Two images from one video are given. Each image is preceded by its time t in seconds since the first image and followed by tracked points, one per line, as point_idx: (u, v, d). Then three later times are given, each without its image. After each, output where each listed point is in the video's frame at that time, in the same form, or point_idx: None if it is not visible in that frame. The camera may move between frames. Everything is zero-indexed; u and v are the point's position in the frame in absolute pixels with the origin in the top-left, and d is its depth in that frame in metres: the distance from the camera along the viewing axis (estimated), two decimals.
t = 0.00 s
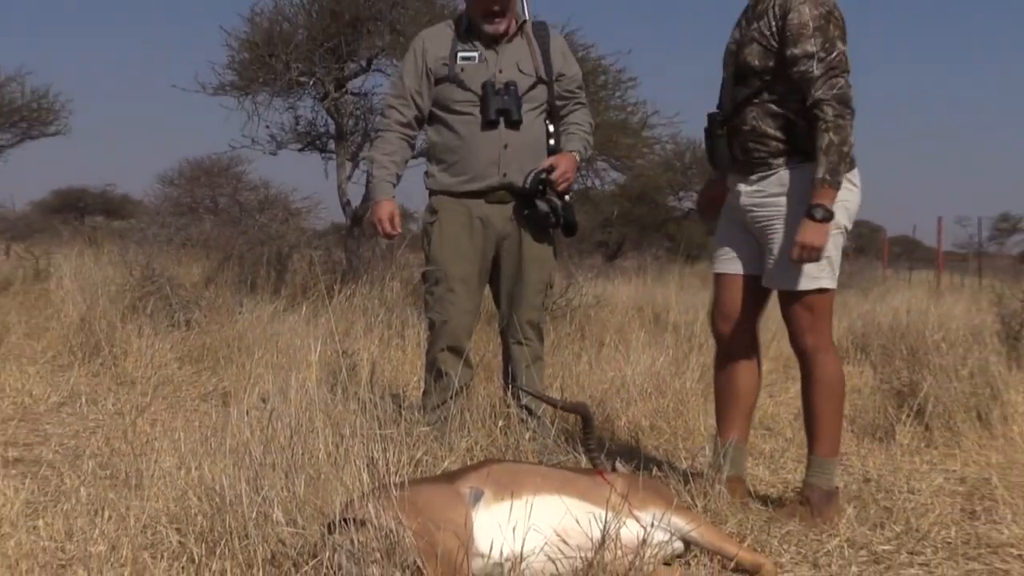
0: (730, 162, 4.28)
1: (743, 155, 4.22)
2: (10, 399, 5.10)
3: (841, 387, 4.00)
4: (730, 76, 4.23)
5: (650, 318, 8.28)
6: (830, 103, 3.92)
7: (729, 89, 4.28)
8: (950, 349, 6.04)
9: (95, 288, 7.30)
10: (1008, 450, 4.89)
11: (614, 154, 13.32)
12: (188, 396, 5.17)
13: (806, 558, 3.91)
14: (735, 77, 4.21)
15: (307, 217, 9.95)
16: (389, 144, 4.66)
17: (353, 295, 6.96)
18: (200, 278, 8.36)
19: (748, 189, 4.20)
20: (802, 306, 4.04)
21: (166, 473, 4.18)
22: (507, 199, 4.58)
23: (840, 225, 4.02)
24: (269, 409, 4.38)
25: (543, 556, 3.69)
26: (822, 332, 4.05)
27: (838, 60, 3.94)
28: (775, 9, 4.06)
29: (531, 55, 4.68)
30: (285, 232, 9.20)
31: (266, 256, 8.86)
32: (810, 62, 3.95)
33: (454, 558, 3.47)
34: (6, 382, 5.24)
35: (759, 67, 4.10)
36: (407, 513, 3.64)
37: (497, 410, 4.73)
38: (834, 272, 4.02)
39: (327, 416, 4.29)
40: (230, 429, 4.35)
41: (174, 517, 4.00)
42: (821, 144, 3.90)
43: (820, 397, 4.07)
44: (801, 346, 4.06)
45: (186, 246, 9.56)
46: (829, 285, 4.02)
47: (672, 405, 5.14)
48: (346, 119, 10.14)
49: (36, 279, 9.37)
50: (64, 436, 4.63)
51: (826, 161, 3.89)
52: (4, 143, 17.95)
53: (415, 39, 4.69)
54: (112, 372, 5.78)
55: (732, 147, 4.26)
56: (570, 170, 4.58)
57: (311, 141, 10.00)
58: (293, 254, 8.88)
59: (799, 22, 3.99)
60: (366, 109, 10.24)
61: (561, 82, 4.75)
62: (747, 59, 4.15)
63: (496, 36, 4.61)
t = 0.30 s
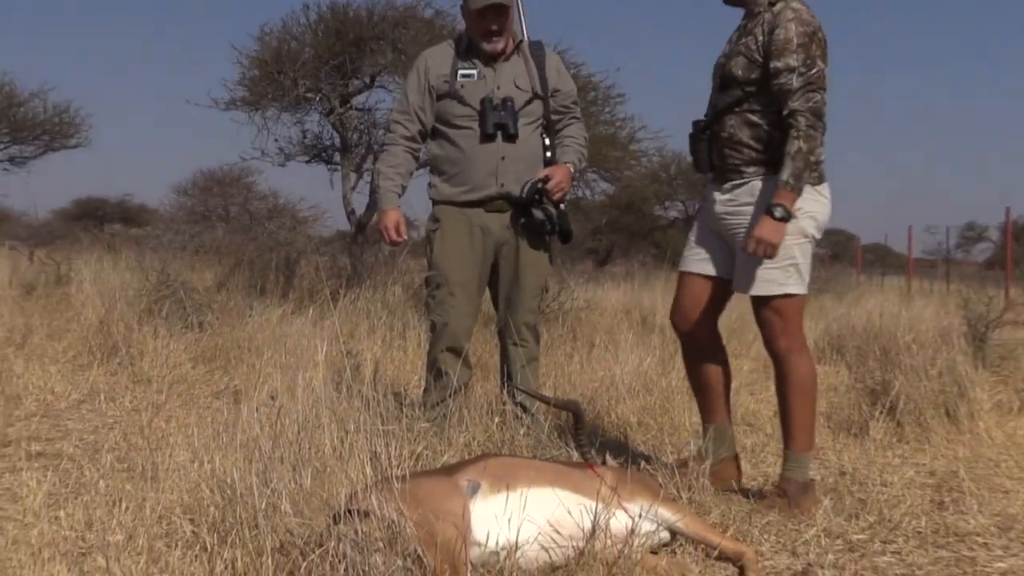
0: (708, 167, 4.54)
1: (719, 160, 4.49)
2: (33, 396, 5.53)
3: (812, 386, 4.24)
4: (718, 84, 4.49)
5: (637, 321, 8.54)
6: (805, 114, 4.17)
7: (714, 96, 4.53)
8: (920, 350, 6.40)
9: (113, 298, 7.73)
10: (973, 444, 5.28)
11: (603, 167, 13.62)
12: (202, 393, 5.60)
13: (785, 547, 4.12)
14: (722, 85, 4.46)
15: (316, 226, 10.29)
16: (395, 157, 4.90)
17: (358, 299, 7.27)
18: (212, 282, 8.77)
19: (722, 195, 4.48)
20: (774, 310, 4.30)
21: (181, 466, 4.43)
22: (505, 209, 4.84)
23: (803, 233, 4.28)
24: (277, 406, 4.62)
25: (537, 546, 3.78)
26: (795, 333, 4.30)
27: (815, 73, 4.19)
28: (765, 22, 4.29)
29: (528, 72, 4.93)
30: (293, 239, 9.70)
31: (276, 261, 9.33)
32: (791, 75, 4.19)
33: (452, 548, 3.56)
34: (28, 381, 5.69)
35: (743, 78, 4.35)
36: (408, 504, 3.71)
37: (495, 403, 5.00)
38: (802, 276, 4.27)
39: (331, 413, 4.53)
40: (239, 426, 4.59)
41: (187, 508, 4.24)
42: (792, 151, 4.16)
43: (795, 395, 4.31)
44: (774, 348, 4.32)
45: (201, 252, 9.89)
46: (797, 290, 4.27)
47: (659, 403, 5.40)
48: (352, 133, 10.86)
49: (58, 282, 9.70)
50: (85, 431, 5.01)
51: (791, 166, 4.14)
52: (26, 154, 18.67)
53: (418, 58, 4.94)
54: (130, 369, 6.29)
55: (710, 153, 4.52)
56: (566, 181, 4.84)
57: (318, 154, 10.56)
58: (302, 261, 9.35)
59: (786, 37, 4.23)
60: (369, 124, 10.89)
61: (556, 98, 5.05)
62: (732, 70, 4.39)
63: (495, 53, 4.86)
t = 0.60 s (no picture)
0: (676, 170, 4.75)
1: (685, 161, 4.71)
2: (50, 393, 5.84)
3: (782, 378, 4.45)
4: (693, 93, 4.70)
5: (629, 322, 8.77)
6: (775, 120, 4.41)
7: (686, 102, 4.74)
8: (898, 348, 6.68)
9: (126, 300, 8.00)
10: (949, 439, 5.60)
11: (596, 175, 13.86)
12: (212, 390, 5.99)
13: (769, 538, 4.31)
14: (696, 92, 4.67)
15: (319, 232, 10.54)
16: (397, 165, 5.13)
17: (363, 300, 7.53)
18: (221, 284, 9.07)
19: (687, 195, 4.69)
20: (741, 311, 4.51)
21: (192, 461, 4.65)
22: (502, 215, 5.05)
23: (767, 238, 4.53)
24: (285, 403, 4.83)
25: (532, 536, 3.86)
26: (763, 330, 4.51)
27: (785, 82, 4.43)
28: (740, 34, 4.53)
29: (525, 84, 5.14)
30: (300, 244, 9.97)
31: (283, 264, 9.63)
32: (764, 83, 4.43)
33: (451, 538, 3.63)
34: (48, 380, 6.01)
35: (718, 85, 4.55)
36: (409, 496, 3.78)
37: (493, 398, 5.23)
38: (766, 279, 4.51)
39: (336, 409, 4.72)
40: (248, 423, 4.79)
41: (198, 500, 4.41)
42: (763, 154, 4.40)
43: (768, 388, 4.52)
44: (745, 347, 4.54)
45: (211, 255, 10.10)
46: (761, 291, 4.50)
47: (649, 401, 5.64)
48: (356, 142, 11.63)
49: (74, 284, 9.99)
50: (100, 427, 5.32)
51: (763, 168, 4.36)
52: (43, 162, 19.05)
53: (420, 71, 5.16)
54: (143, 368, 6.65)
55: (678, 156, 4.74)
56: (560, 189, 5.02)
57: (324, 162, 10.95)
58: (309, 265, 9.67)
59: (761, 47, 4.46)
60: (373, 133, 11.64)
61: (552, 108, 5.23)
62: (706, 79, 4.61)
63: (494, 66, 5.07)
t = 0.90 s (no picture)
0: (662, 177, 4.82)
1: (671, 166, 4.78)
2: (57, 393, 5.94)
3: (755, 373, 4.55)
4: (677, 100, 4.78)
5: (625, 322, 8.87)
6: (760, 123, 4.54)
7: (670, 109, 4.82)
8: (889, 348, 6.80)
9: (131, 301, 8.08)
10: (940, 437, 5.70)
11: (593, 177, 13.97)
12: (216, 390, 6.11)
13: (762, 533, 4.39)
14: (683, 99, 4.75)
15: (320, 233, 10.64)
16: (396, 166, 5.22)
17: (365, 301, 7.63)
18: (225, 284, 9.19)
19: (674, 199, 4.79)
20: (721, 309, 4.60)
21: (197, 459, 4.74)
22: (500, 216, 5.14)
23: (749, 238, 4.65)
24: (288, 402, 4.91)
25: (529, 532, 3.92)
26: (734, 328, 4.60)
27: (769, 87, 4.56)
28: (723, 42, 4.64)
29: (523, 87, 5.23)
30: (303, 245, 10.06)
31: (286, 266, 9.74)
32: (750, 88, 4.56)
33: (450, 534, 3.69)
34: (55, 379, 6.11)
35: (704, 91, 4.66)
36: (410, 493, 3.86)
37: (490, 395, 5.32)
38: (748, 278, 4.62)
39: (337, 407, 4.81)
40: (252, 422, 4.86)
41: (202, 497, 4.50)
42: (749, 155, 4.52)
43: (741, 384, 4.61)
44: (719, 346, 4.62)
45: (214, 257, 10.19)
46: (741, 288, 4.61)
47: (643, 398, 5.73)
48: (358, 145, 11.72)
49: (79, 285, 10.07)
50: (106, 425, 5.43)
51: (747, 168, 4.49)
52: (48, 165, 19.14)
53: (421, 73, 5.25)
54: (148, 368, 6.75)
55: (664, 162, 4.82)
56: (558, 190, 5.11)
57: (326, 165, 11.06)
58: (311, 265, 9.79)
59: (745, 54, 4.58)
60: (374, 137, 11.72)
61: (550, 111, 5.32)
62: (693, 86, 4.69)
63: (492, 69, 5.16)
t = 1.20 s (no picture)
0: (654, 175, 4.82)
1: (666, 166, 4.79)
2: (58, 392, 5.96)
3: (741, 373, 4.63)
4: (673, 101, 4.81)
5: (624, 321, 8.90)
6: (759, 124, 4.57)
7: (665, 110, 4.84)
8: (886, 347, 6.83)
9: (132, 301, 8.10)
10: (936, 435, 5.73)
11: (591, 177, 14.00)
12: (216, 389, 6.14)
13: (760, 531, 4.42)
14: (679, 99, 4.78)
15: (319, 233, 10.67)
16: (392, 166, 5.25)
17: (364, 301, 7.65)
18: (226, 283, 9.22)
19: (667, 197, 4.81)
20: (715, 308, 4.66)
21: (198, 458, 4.77)
22: (496, 216, 5.17)
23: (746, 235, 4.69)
24: (288, 401, 4.93)
25: (529, 530, 3.94)
26: (723, 326, 4.66)
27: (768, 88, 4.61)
28: (718, 44, 4.68)
29: (519, 88, 5.25)
30: (302, 245, 10.09)
31: (286, 266, 9.76)
32: (749, 89, 4.60)
33: (449, 532, 3.71)
34: (56, 379, 6.14)
35: (699, 92, 4.69)
36: (409, 491, 3.87)
37: (488, 394, 5.34)
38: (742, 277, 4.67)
39: (337, 406, 4.83)
40: (253, 422, 4.88)
41: (203, 495, 4.52)
42: (749, 156, 4.56)
43: (726, 382, 4.68)
44: (709, 341, 4.67)
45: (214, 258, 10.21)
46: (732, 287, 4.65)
47: (641, 397, 5.77)
48: (358, 146, 11.73)
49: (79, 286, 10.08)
50: (107, 424, 5.45)
51: (751, 169, 4.53)
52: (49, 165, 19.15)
53: (417, 75, 5.29)
54: (149, 367, 6.77)
55: (657, 160, 4.82)
56: (554, 191, 5.12)
57: (325, 166, 11.08)
58: (310, 265, 9.81)
59: (741, 56, 4.63)
60: (373, 137, 11.74)
61: (546, 112, 5.35)
62: (690, 86, 4.71)
63: (488, 71, 5.19)
